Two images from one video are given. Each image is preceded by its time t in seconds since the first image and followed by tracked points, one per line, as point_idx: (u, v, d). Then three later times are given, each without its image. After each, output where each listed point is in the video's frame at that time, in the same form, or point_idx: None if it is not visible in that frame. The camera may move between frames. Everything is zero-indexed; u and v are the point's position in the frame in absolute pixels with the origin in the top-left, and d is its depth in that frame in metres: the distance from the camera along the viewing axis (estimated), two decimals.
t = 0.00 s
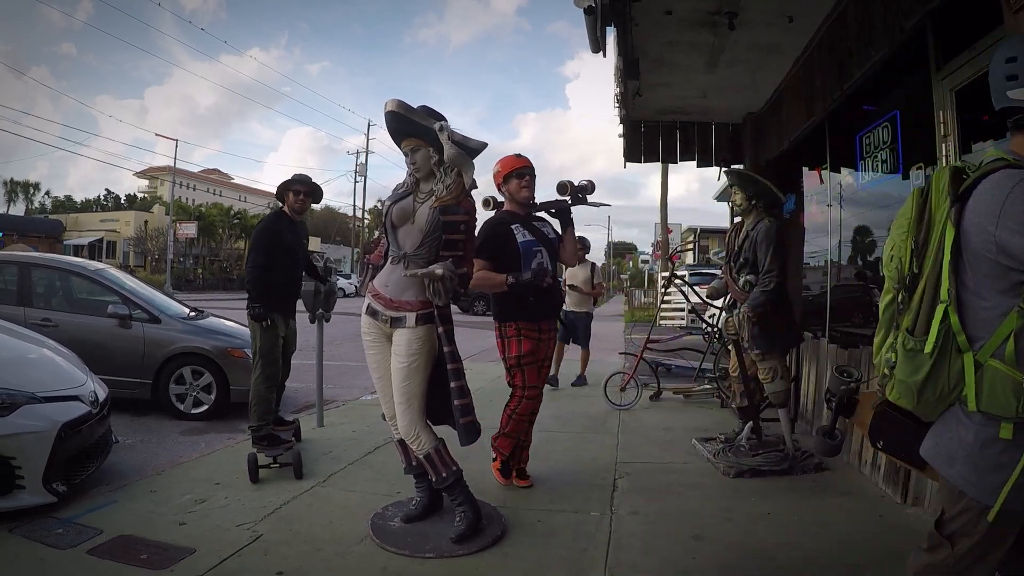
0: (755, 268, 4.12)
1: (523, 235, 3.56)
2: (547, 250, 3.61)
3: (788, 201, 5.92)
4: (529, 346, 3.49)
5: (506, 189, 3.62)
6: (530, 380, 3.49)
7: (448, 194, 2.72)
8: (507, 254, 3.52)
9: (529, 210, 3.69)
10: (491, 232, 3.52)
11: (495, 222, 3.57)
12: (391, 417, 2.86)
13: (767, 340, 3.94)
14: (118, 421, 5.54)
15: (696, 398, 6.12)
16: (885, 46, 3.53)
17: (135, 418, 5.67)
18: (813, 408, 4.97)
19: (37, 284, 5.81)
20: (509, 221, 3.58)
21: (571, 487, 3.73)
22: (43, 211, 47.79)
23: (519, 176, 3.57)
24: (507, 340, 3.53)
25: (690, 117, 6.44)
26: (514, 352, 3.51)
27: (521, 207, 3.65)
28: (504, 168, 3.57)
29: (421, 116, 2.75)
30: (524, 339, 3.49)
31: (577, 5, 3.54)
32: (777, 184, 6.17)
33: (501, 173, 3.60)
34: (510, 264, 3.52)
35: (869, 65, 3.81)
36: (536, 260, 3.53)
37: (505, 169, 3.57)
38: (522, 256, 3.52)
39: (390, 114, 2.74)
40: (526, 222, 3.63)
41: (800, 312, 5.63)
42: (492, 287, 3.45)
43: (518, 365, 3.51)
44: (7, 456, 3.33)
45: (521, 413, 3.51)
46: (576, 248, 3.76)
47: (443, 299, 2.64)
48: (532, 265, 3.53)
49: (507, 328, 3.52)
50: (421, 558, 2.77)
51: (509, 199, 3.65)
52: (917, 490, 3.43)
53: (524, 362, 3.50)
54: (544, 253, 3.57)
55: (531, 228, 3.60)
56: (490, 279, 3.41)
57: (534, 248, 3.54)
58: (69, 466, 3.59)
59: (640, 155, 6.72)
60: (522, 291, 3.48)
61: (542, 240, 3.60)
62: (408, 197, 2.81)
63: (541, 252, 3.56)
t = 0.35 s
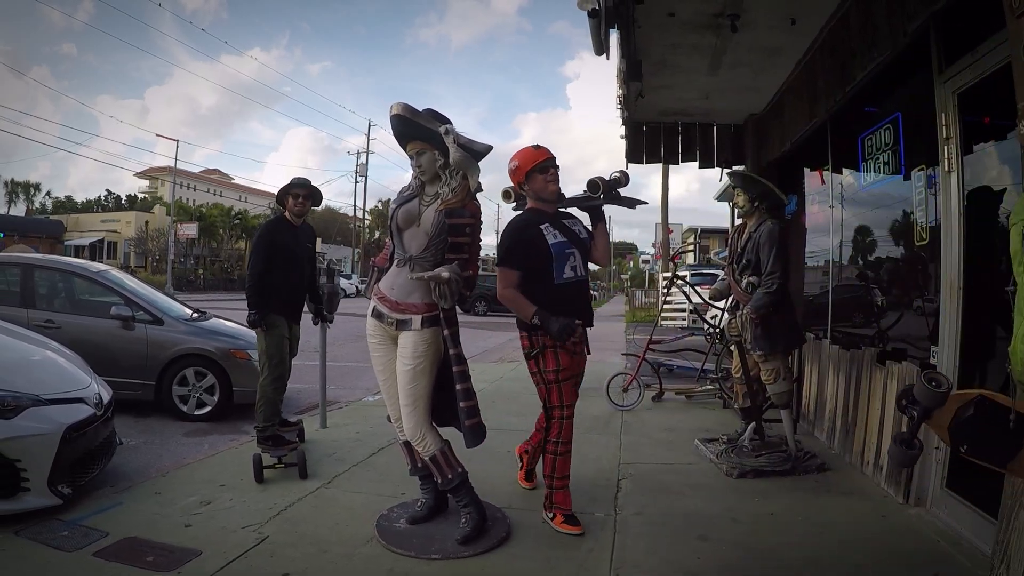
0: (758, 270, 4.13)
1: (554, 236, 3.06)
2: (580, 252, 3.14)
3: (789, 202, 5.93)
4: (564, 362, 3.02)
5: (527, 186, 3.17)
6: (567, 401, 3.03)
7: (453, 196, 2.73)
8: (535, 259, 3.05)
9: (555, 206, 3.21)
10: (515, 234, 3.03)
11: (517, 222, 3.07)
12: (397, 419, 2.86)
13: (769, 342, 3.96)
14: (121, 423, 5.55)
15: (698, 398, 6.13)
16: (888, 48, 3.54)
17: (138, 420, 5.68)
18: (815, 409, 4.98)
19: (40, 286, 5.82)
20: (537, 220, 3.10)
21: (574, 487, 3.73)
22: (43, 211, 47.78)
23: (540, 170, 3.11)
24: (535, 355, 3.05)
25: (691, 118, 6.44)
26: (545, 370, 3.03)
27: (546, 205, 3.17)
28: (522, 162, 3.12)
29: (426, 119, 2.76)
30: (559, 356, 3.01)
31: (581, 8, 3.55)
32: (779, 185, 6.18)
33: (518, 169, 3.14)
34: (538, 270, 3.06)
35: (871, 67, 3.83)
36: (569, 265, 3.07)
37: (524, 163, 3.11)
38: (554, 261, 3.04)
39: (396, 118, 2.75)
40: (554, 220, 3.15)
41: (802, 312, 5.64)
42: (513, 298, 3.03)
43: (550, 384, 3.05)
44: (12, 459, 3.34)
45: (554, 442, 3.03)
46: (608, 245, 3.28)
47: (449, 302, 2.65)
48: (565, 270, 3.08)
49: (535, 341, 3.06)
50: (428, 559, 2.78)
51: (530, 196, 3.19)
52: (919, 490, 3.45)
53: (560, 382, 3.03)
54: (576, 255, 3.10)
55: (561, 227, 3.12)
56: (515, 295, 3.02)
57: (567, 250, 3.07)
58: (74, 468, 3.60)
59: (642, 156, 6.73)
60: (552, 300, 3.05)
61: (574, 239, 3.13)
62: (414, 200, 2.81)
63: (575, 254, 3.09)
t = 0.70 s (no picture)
0: (758, 269, 4.13)
1: (581, 225, 2.87)
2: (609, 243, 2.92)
3: (789, 201, 5.93)
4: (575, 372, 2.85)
5: (552, 167, 2.98)
6: (565, 413, 2.90)
7: (454, 196, 2.73)
8: (560, 248, 2.86)
9: (582, 189, 3.02)
10: (539, 222, 2.86)
11: (541, 208, 2.91)
12: (398, 417, 2.87)
13: (769, 341, 3.96)
14: (122, 422, 5.56)
15: (698, 397, 6.13)
16: (888, 48, 3.54)
17: (140, 419, 5.69)
18: (815, 408, 4.99)
19: (41, 286, 5.83)
20: (562, 206, 2.92)
21: (574, 486, 3.74)
22: (43, 211, 47.80)
23: (564, 149, 2.92)
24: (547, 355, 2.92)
25: (692, 117, 6.45)
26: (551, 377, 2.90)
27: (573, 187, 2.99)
28: (546, 141, 2.93)
29: (427, 119, 2.76)
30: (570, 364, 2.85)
31: (581, 9, 3.55)
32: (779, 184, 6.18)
33: (542, 148, 2.95)
34: (563, 261, 2.86)
35: (871, 66, 3.84)
36: (595, 257, 2.86)
37: (547, 141, 2.92)
38: (579, 253, 2.85)
39: (397, 118, 2.76)
40: (580, 206, 2.97)
41: (802, 311, 5.65)
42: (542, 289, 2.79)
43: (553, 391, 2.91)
44: (14, 458, 3.35)
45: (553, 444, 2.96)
46: (642, 235, 3.15)
47: (450, 301, 2.66)
48: (590, 263, 2.87)
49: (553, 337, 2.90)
50: (429, 557, 2.79)
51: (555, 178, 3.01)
52: (920, 488, 3.45)
53: (567, 392, 2.88)
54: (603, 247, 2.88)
55: (588, 213, 2.94)
56: (545, 289, 2.77)
57: (593, 241, 2.87)
58: (75, 467, 3.60)
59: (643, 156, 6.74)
60: (575, 297, 2.86)
61: (600, 227, 2.93)
62: (414, 199, 2.82)
63: (602, 245, 2.88)
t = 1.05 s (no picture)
0: (757, 269, 4.14)
1: (613, 213, 2.51)
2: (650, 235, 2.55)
3: (789, 201, 5.93)
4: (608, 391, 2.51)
5: (588, 147, 2.69)
6: (597, 447, 2.55)
7: (454, 196, 2.74)
8: (590, 242, 2.50)
9: (619, 175, 2.73)
10: (566, 209, 2.50)
11: (570, 191, 2.58)
12: (397, 416, 2.88)
13: (768, 340, 3.97)
14: (123, 422, 5.57)
15: (698, 397, 6.14)
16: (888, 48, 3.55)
17: (140, 419, 5.70)
18: (815, 407, 4.99)
19: (42, 285, 5.84)
20: (593, 191, 2.58)
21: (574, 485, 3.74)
22: (44, 212, 47.81)
23: (603, 127, 2.63)
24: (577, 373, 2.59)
25: (692, 117, 6.45)
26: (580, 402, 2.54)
27: (610, 171, 2.69)
28: (581, 117, 2.66)
29: (428, 119, 2.77)
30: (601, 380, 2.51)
31: (581, 8, 3.56)
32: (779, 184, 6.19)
33: (578, 125, 2.67)
34: (593, 256, 2.51)
35: (871, 66, 3.85)
36: (632, 249, 2.48)
37: (585, 117, 2.65)
38: (613, 244, 2.47)
39: (398, 118, 2.76)
40: (616, 193, 2.65)
41: (802, 311, 5.65)
42: (559, 295, 2.42)
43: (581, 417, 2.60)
44: (15, 457, 3.36)
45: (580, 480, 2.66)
46: (690, 230, 2.81)
47: (449, 300, 2.67)
48: (627, 256, 2.49)
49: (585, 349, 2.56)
50: (429, 556, 2.80)
51: (589, 159, 2.71)
52: (919, 488, 3.46)
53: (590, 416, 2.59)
54: (642, 237, 2.51)
55: (622, 202, 2.60)
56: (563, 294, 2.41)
57: (629, 230, 2.50)
58: (76, 466, 3.61)
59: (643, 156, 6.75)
60: (610, 300, 2.45)
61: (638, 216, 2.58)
62: (414, 199, 2.82)
63: (640, 235, 2.52)
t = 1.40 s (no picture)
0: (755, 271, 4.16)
1: (661, 210, 2.10)
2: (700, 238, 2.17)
3: (789, 202, 5.95)
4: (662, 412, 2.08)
5: (630, 129, 2.23)
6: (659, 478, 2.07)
7: (452, 200, 2.76)
8: (630, 245, 2.09)
9: (660, 167, 2.28)
10: (601, 203, 2.11)
11: (605, 182, 2.16)
12: (396, 420, 2.89)
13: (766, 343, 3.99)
14: (124, 423, 5.59)
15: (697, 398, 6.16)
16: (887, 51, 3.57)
17: (141, 421, 5.71)
18: (813, 409, 5.00)
19: (42, 287, 5.86)
20: (638, 181, 2.16)
21: (572, 487, 3.76)
22: (44, 212, 47.85)
23: (650, 107, 2.20)
24: (618, 400, 2.12)
25: (690, 118, 6.46)
26: (629, 429, 2.08)
27: (654, 159, 2.24)
28: (625, 93, 2.21)
29: (426, 124, 2.80)
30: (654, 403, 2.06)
31: (579, 12, 3.56)
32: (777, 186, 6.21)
33: (619, 102, 2.22)
34: (632, 260, 2.10)
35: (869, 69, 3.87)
36: (683, 255, 2.08)
37: (630, 93, 2.20)
38: (660, 248, 2.06)
39: (395, 122, 2.77)
40: (659, 187, 2.19)
41: (801, 312, 5.67)
42: (571, 312, 2.07)
43: (628, 449, 2.11)
44: (16, 460, 3.38)
45: (635, 535, 2.05)
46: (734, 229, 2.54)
47: (447, 304, 2.68)
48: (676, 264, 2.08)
49: (627, 366, 2.09)
50: (426, 558, 2.81)
51: (628, 144, 2.25)
52: (916, 490, 3.47)
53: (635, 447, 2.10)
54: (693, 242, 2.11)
55: (669, 197, 2.15)
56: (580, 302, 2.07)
57: (679, 232, 2.10)
58: (77, 468, 3.63)
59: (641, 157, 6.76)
60: (645, 308, 2.07)
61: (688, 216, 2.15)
62: (412, 203, 2.82)
63: (689, 238, 2.11)
